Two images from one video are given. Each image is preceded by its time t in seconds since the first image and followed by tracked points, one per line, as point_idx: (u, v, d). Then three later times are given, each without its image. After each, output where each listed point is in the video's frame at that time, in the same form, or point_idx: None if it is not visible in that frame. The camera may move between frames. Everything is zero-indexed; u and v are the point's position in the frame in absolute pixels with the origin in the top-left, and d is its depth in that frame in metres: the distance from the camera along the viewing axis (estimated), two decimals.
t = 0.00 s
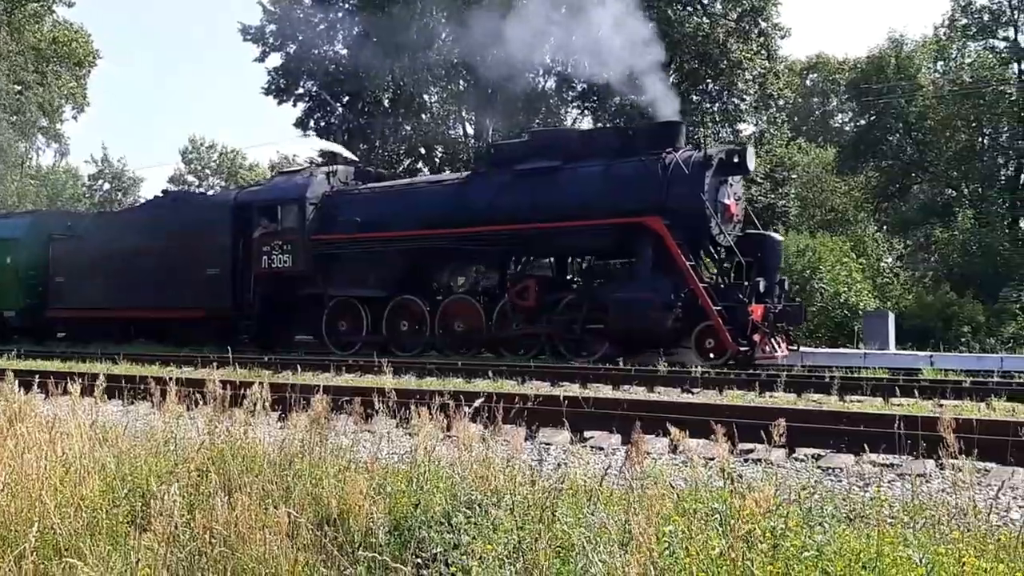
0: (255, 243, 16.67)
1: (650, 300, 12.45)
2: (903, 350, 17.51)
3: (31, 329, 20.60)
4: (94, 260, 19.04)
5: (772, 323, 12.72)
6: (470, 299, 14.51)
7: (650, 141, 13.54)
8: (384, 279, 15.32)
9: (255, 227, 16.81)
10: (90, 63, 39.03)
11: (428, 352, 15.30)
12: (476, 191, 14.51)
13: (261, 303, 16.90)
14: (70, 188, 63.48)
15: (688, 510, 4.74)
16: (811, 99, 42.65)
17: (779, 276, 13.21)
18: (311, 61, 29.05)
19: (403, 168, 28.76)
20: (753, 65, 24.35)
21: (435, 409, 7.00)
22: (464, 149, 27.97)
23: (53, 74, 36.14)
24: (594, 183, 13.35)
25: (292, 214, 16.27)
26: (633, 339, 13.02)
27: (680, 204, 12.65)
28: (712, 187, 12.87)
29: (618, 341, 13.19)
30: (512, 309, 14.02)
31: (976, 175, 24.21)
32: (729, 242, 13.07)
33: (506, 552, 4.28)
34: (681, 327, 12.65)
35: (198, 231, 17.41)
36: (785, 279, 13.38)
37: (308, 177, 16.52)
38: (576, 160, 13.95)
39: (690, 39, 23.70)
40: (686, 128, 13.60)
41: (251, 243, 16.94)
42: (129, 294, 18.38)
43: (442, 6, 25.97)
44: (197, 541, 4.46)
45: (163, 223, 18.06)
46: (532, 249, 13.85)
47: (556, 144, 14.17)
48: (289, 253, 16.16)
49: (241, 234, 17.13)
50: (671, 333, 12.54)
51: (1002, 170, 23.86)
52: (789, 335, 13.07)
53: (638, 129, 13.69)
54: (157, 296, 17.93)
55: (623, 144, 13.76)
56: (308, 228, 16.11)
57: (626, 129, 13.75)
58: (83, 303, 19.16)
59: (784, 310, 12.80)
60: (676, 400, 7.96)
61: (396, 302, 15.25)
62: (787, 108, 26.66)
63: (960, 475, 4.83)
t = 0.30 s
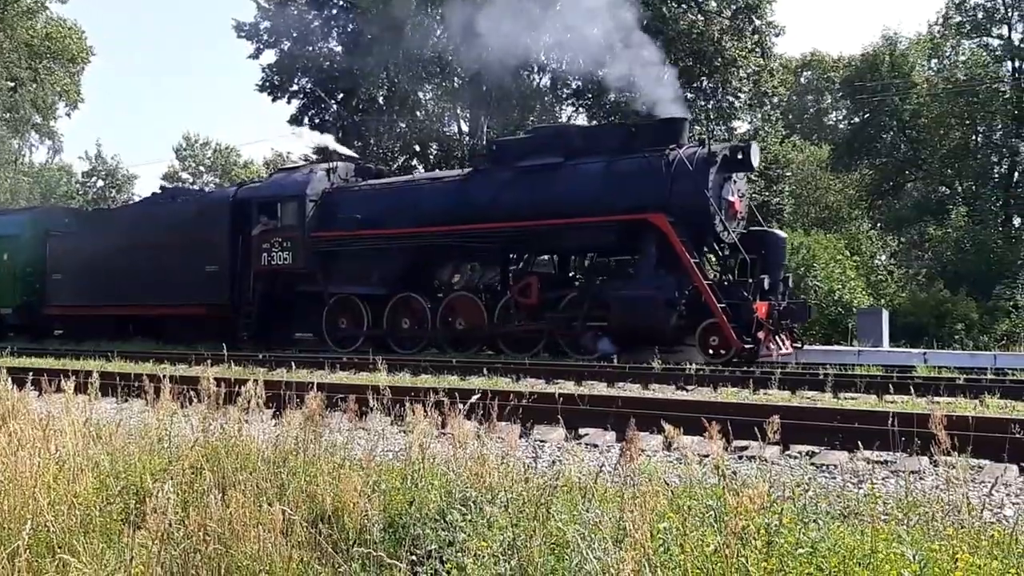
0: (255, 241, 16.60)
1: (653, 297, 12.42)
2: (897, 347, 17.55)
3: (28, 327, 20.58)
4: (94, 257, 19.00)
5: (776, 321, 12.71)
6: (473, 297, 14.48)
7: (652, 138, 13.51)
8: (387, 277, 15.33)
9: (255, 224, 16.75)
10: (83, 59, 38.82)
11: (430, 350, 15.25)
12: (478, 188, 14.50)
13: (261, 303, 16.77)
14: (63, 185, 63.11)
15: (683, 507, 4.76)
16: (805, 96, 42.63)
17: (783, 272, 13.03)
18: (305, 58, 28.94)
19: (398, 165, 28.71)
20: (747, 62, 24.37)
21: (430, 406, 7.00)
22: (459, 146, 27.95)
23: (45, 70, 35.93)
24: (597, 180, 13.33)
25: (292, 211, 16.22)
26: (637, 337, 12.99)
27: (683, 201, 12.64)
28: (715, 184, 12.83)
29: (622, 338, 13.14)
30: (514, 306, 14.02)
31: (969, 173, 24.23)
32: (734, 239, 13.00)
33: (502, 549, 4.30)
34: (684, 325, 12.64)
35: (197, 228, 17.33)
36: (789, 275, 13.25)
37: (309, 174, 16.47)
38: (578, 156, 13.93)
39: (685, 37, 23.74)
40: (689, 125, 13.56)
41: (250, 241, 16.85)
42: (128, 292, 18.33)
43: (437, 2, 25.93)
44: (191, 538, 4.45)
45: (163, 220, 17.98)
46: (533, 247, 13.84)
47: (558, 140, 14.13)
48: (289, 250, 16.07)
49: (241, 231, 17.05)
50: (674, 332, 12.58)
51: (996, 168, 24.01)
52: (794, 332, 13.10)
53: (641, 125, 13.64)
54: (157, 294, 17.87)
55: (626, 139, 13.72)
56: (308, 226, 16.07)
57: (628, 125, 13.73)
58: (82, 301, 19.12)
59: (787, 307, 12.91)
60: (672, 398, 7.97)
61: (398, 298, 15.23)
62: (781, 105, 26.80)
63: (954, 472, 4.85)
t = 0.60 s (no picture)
0: (253, 236, 16.54)
1: (656, 293, 12.40)
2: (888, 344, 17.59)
3: (22, 323, 20.59)
4: (90, 252, 18.95)
5: (779, 317, 12.68)
6: (474, 292, 14.49)
7: (654, 133, 13.48)
8: (388, 273, 15.32)
9: (253, 220, 16.68)
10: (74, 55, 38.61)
11: (432, 347, 15.21)
12: (478, 184, 14.48)
13: (259, 299, 16.77)
14: (53, 180, 62.70)
15: (675, 503, 4.78)
16: (797, 93, 42.65)
17: (785, 270, 13.19)
18: (296, 53, 28.84)
19: (390, 161, 28.66)
20: (740, 59, 24.41)
21: (422, 402, 6.99)
22: (452, 142, 27.92)
23: (36, 65, 35.78)
24: (598, 175, 13.32)
25: (290, 207, 16.17)
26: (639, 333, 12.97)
27: (685, 196, 12.62)
28: (719, 179, 12.79)
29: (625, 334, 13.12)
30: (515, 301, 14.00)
31: (961, 170, 24.14)
32: (737, 235, 12.96)
33: (494, 544, 4.31)
34: (687, 322, 12.60)
35: (194, 223, 17.26)
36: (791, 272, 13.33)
37: (307, 168, 16.41)
38: (580, 151, 13.91)
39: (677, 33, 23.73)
40: (692, 119, 13.52)
41: (248, 236, 16.76)
42: (124, 287, 18.27)
43: None
44: (183, 534, 4.45)
45: (160, 215, 17.90)
46: (533, 243, 13.83)
47: (559, 135, 14.11)
48: (288, 245, 15.98)
49: (238, 226, 16.96)
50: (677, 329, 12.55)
51: (986, 165, 23.80)
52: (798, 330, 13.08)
53: (643, 120, 13.61)
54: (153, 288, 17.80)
55: (628, 134, 13.69)
56: (307, 221, 16.03)
57: (631, 120, 13.70)
58: (78, 296, 19.06)
59: (791, 303, 12.86)
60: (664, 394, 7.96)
61: (398, 293, 15.23)
62: (772, 102, 26.86)
63: (946, 468, 4.87)
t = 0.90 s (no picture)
0: (247, 234, 16.44)
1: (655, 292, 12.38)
2: (873, 344, 17.66)
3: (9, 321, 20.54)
4: (81, 250, 18.84)
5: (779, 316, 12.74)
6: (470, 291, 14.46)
7: (652, 132, 13.47)
8: (383, 272, 15.21)
9: (247, 218, 16.60)
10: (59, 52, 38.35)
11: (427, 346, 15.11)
12: (475, 183, 14.45)
13: (252, 297, 16.70)
14: (37, 178, 62.19)
15: (660, 501, 4.80)
16: (783, 94, 42.74)
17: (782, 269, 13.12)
18: (282, 51, 28.73)
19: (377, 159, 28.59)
20: (726, 59, 24.50)
21: (409, 401, 6.98)
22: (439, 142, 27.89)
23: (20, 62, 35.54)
24: (597, 173, 13.31)
25: (285, 205, 16.08)
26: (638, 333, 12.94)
27: (685, 195, 12.61)
28: (718, 178, 12.79)
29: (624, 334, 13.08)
30: (512, 301, 13.98)
31: (945, 170, 24.45)
32: (736, 234, 12.99)
33: (480, 543, 4.32)
34: (686, 321, 12.55)
35: (188, 221, 17.17)
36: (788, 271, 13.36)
37: (302, 167, 16.33)
38: (578, 150, 13.89)
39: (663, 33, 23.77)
40: (691, 118, 13.51)
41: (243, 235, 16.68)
42: (116, 285, 18.17)
43: None
44: (168, 533, 4.44)
45: (152, 212, 17.80)
46: (529, 242, 13.83)
47: (557, 133, 14.09)
48: (282, 244, 15.94)
49: (232, 225, 16.88)
50: (676, 328, 12.49)
51: (970, 166, 24.32)
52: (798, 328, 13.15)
53: (642, 118, 13.61)
54: (145, 287, 17.72)
55: (627, 133, 13.69)
56: (301, 219, 15.96)
57: (629, 119, 13.69)
58: (68, 294, 18.96)
59: (791, 302, 13.11)
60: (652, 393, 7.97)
61: (393, 293, 15.12)
62: (759, 102, 27.03)
63: (930, 466, 4.91)
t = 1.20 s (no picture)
0: (245, 232, 16.40)
1: (658, 291, 12.30)
2: (863, 342, 17.69)
3: None
4: (77, 249, 18.75)
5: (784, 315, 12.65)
6: (470, 289, 14.42)
7: (656, 128, 13.34)
8: (382, 270, 15.16)
9: (245, 216, 16.52)
10: (46, 50, 38.11)
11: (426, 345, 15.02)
12: (476, 180, 14.36)
13: (250, 296, 16.62)
14: (26, 176, 61.77)
15: (651, 499, 4.79)
16: (773, 92, 42.70)
17: (786, 267, 13.01)
18: (272, 49, 28.62)
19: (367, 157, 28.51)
20: (716, 58, 24.52)
21: (399, 399, 6.95)
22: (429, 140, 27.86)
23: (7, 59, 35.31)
24: (599, 171, 13.23)
25: (283, 203, 15.96)
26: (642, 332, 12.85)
27: (689, 192, 12.53)
28: (723, 175, 12.71)
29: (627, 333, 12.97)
30: (513, 299, 13.91)
31: (935, 170, 24.48)
32: (740, 232, 12.80)
33: (470, 542, 4.31)
34: (690, 320, 12.45)
35: (184, 219, 17.05)
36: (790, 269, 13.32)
37: (300, 163, 16.18)
38: (581, 147, 13.79)
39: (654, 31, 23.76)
40: (694, 115, 13.37)
41: (240, 233, 16.59)
42: (112, 283, 18.07)
43: None
44: (156, 533, 4.40)
45: (148, 211, 17.69)
46: (530, 240, 13.78)
47: (559, 130, 13.98)
48: (279, 242, 15.86)
49: (229, 223, 16.77)
50: (682, 327, 12.42)
51: (959, 165, 24.27)
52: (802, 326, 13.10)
53: (646, 115, 13.48)
54: (140, 285, 17.63)
55: (630, 130, 13.58)
56: (299, 217, 15.86)
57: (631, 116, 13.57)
58: (63, 292, 18.88)
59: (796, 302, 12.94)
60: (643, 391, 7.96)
61: (393, 291, 15.05)
62: (749, 100, 27.07)
63: (918, 464, 4.90)
